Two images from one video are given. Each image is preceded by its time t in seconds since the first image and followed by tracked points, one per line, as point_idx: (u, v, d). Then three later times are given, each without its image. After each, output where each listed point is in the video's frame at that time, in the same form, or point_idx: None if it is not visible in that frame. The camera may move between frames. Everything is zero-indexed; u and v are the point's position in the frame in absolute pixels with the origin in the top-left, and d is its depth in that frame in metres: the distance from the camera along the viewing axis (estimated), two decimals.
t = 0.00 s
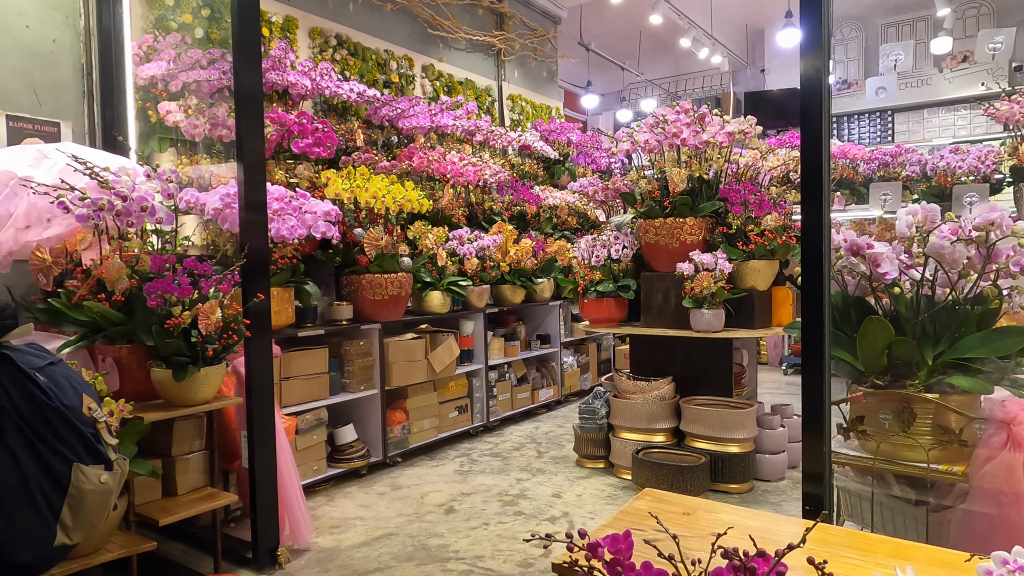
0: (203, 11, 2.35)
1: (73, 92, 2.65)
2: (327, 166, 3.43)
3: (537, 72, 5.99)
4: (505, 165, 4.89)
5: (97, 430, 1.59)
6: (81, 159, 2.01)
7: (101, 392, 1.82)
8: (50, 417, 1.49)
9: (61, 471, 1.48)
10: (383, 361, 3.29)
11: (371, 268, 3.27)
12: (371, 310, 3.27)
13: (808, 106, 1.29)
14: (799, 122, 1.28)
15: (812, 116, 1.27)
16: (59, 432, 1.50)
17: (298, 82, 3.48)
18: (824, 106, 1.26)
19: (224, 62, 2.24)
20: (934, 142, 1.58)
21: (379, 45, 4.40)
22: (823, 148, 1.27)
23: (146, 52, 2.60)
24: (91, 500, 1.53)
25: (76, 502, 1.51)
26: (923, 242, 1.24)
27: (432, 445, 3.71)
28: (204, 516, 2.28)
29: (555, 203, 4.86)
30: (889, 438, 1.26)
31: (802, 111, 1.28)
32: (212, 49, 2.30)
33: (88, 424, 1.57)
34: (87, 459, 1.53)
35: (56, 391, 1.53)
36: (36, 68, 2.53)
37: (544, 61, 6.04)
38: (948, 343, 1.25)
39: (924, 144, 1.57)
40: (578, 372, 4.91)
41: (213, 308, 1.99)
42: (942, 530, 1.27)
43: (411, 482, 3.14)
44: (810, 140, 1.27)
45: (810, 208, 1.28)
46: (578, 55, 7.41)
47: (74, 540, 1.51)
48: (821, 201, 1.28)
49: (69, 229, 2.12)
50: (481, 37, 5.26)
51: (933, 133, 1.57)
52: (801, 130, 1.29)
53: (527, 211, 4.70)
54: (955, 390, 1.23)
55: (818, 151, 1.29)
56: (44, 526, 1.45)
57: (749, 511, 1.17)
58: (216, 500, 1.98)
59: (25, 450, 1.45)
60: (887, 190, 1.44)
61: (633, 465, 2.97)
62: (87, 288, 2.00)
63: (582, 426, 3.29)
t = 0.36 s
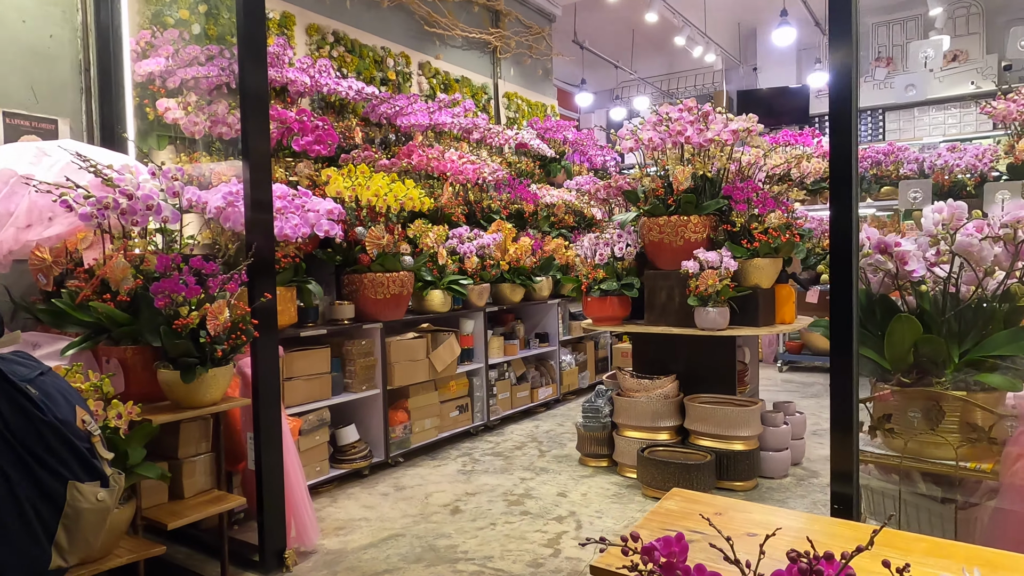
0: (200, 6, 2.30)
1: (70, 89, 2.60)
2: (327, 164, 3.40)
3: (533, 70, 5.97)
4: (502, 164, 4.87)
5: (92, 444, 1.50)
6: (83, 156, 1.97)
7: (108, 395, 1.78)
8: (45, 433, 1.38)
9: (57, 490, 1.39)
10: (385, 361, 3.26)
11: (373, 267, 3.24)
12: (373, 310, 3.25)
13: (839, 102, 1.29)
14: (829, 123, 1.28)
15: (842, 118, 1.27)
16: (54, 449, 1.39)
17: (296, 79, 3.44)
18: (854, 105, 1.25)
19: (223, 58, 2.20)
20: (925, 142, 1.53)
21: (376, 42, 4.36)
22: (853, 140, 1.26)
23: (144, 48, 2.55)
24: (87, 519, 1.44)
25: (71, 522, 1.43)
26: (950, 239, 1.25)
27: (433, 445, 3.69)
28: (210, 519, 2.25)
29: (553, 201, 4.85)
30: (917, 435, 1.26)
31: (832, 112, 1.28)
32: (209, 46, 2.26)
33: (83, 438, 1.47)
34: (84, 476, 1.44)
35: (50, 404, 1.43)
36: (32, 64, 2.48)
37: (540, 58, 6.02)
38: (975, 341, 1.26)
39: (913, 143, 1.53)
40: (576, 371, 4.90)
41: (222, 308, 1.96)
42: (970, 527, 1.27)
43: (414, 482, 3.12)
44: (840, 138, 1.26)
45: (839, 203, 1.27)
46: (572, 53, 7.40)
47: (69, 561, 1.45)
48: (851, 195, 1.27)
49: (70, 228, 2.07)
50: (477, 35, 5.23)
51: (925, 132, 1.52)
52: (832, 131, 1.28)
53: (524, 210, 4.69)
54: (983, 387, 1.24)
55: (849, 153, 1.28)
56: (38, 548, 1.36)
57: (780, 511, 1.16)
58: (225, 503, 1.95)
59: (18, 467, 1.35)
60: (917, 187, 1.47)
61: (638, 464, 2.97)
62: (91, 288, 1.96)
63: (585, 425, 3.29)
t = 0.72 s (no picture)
0: None
1: (43, 84, 2.53)
2: (311, 161, 3.33)
3: (519, 68, 5.93)
4: (489, 162, 4.82)
5: (70, 467, 1.38)
6: (57, 150, 1.90)
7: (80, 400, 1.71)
8: (23, 460, 1.26)
9: (32, 521, 1.28)
10: (370, 362, 3.21)
11: (358, 266, 3.19)
12: (359, 310, 3.19)
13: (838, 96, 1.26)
14: (826, 120, 1.26)
15: (839, 113, 1.25)
16: (32, 477, 1.27)
17: (280, 75, 3.37)
18: (852, 101, 1.23)
19: (204, 53, 2.15)
20: (906, 142, 1.45)
21: (361, 38, 4.30)
22: (851, 139, 1.24)
23: (121, 41, 2.47)
24: (63, 552, 1.31)
25: (47, 554, 1.30)
26: (949, 238, 1.23)
27: (420, 446, 3.64)
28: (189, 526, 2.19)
29: (540, 200, 4.82)
30: (915, 437, 1.23)
31: (830, 108, 1.26)
32: (190, 39, 2.20)
33: (62, 462, 1.36)
34: (62, 504, 1.33)
35: (27, 426, 1.30)
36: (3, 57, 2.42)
37: (526, 56, 5.98)
38: (972, 342, 1.24)
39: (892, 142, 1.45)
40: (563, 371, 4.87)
41: (202, 308, 1.90)
42: (969, 530, 1.25)
43: (399, 485, 3.07)
44: (837, 135, 1.24)
45: (835, 200, 1.25)
46: (559, 51, 7.38)
47: None
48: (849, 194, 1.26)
49: (43, 225, 1.97)
50: (463, 32, 5.18)
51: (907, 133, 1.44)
52: (830, 127, 1.26)
53: (511, 209, 4.65)
54: (980, 387, 1.22)
55: (847, 149, 1.26)
56: None
57: (779, 516, 1.13)
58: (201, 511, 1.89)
59: None
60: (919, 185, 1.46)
61: (626, 464, 2.94)
62: (64, 287, 1.89)
63: (574, 425, 3.25)
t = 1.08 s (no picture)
0: None
1: (19, 79, 2.49)
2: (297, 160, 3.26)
3: (507, 66, 5.90)
4: (477, 161, 4.78)
5: (55, 499, 1.24)
6: (32, 146, 1.85)
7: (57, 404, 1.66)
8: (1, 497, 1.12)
9: (10, 564, 1.13)
10: (357, 363, 3.16)
11: (345, 266, 3.14)
12: (345, 311, 3.15)
13: (834, 94, 1.24)
14: (822, 119, 1.23)
15: (836, 112, 1.22)
16: (12, 515, 1.14)
17: (264, 71, 3.31)
18: (848, 100, 1.21)
19: (187, 48, 2.09)
20: (893, 142, 1.40)
21: (347, 35, 4.25)
22: (848, 137, 1.22)
23: (100, 36, 2.42)
24: None
25: None
26: (945, 238, 1.22)
27: (408, 448, 3.60)
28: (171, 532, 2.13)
29: (528, 199, 4.79)
30: (913, 439, 1.21)
31: (826, 107, 1.23)
32: (171, 35, 2.13)
33: (45, 496, 1.21)
34: (43, 542, 1.19)
35: (10, 457, 1.15)
36: None
37: (514, 55, 5.95)
38: (970, 342, 1.23)
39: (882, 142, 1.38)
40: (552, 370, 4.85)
41: (183, 309, 1.86)
42: (967, 533, 1.24)
43: (387, 487, 3.03)
44: (833, 133, 1.22)
45: (832, 201, 1.23)
46: (547, 49, 7.35)
47: None
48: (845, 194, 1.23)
49: (21, 224, 1.94)
50: (451, 29, 5.14)
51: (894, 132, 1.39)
52: (826, 125, 1.23)
53: (500, 208, 4.61)
54: (979, 388, 1.20)
55: (843, 148, 1.24)
56: None
57: (777, 522, 1.11)
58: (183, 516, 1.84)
59: None
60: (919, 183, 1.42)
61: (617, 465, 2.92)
62: (40, 288, 1.83)
63: (563, 426, 3.23)
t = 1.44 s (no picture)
0: None
1: (16, 73, 2.44)
2: (296, 156, 3.23)
3: (503, 63, 5.88)
4: (475, 158, 4.76)
5: (80, 511, 1.21)
6: (33, 141, 1.81)
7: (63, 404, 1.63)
8: (29, 506, 1.07)
9: None
10: (358, 361, 3.14)
11: (345, 264, 3.12)
12: (346, 309, 3.12)
13: (861, 88, 1.24)
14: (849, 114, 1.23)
15: (863, 106, 1.22)
16: (37, 526, 1.09)
17: (263, 66, 3.28)
18: (875, 95, 1.20)
19: (184, 43, 2.05)
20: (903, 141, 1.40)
21: (345, 31, 4.22)
22: (875, 133, 1.22)
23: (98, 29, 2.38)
24: None
25: None
26: (969, 233, 1.21)
27: (408, 447, 3.58)
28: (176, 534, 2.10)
29: (526, 197, 4.77)
30: (938, 436, 1.21)
31: (852, 102, 1.23)
32: (169, 29, 2.10)
33: (71, 507, 1.18)
34: (68, 555, 1.14)
35: (38, 468, 1.12)
36: None
37: (510, 52, 5.93)
38: (994, 340, 1.22)
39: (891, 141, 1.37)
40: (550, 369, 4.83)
41: (190, 308, 1.82)
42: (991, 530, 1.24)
43: (389, 487, 3.01)
44: (861, 127, 1.22)
45: (861, 196, 1.22)
46: (542, 46, 7.34)
47: None
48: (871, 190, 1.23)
49: (20, 222, 1.90)
50: (447, 26, 5.11)
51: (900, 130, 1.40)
52: (852, 120, 1.23)
53: (498, 205, 4.59)
54: (1004, 386, 1.20)
55: (870, 143, 1.23)
56: None
57: (806, 521, 1.10)
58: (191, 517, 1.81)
59: None
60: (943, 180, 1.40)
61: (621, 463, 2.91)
62: (42, 286, 1.79)
63: (566, 424, 3.22)
